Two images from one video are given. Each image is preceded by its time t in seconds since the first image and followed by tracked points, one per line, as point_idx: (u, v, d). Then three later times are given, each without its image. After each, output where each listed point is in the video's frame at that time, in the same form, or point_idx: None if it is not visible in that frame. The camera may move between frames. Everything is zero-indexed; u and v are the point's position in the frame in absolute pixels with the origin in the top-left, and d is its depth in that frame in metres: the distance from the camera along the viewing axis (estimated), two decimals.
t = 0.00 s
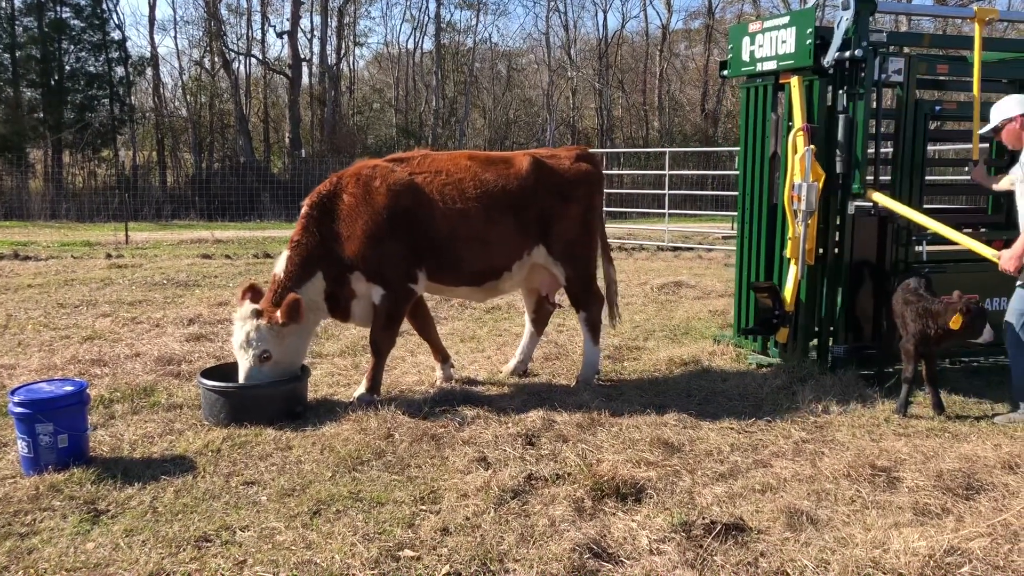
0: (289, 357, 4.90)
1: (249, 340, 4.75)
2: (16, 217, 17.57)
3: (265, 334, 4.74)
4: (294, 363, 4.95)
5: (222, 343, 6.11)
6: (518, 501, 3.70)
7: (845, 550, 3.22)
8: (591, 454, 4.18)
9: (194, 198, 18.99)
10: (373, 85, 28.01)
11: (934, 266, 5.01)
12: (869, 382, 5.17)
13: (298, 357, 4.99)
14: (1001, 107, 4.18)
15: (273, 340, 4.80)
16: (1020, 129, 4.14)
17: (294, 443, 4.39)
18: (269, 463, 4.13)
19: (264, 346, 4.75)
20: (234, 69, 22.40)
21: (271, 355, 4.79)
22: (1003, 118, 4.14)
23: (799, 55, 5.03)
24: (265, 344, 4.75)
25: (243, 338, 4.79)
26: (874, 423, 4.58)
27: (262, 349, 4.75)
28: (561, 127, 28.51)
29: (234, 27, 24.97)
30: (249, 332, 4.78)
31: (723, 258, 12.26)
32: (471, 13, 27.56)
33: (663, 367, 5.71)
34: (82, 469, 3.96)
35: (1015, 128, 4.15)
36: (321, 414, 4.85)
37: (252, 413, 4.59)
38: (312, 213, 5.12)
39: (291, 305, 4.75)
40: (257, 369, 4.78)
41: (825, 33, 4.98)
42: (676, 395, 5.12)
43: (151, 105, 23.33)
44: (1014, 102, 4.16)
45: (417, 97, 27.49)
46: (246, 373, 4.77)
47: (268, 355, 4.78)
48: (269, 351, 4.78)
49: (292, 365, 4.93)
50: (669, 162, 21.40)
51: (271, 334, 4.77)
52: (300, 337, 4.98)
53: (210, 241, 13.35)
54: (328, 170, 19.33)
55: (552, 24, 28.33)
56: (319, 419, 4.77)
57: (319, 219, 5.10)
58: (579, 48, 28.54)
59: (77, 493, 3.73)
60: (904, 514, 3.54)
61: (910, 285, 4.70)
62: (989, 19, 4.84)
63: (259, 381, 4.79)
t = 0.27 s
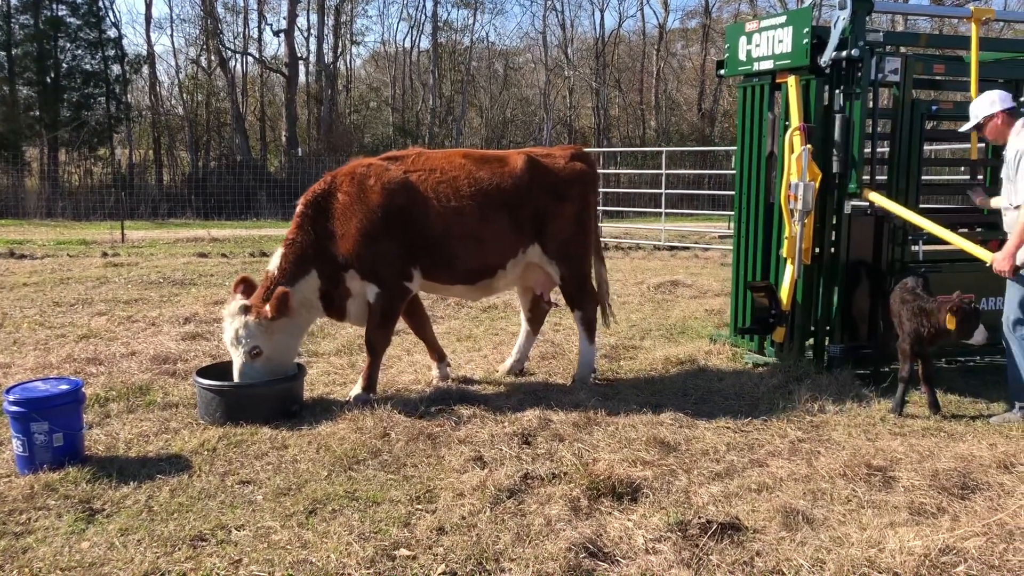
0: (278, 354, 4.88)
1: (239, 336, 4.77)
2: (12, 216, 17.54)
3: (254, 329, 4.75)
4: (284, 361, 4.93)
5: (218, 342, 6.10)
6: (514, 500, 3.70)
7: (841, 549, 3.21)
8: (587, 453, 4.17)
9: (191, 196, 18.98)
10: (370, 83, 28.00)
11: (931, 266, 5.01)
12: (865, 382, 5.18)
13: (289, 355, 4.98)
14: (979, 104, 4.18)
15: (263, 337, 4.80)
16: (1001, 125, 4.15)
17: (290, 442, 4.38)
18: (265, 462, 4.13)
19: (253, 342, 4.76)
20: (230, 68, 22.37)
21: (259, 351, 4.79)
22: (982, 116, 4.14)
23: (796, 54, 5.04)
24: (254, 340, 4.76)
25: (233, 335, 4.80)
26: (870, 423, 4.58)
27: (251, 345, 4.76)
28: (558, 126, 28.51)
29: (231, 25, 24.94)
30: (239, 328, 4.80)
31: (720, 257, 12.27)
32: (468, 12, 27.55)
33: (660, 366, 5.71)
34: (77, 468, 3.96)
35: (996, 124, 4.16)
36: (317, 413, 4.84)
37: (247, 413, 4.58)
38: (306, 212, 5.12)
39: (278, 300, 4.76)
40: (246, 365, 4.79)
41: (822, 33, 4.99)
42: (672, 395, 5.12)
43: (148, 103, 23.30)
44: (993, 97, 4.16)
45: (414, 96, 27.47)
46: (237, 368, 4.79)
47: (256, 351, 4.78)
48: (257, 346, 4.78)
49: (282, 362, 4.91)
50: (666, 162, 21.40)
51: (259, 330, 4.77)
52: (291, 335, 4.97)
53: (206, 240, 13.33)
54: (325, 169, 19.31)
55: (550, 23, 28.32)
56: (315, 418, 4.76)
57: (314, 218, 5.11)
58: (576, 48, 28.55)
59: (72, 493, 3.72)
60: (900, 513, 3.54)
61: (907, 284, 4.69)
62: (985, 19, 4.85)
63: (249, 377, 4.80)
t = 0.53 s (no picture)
0: (262, 354, 4.88)
1: (225, 334, 4.79)
2: (7, 216, 17.50)
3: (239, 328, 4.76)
4: (268, 361, 4.93)
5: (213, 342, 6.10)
6: (510, 500, 3.70)
7: (837, 548, 3.22)
8: (583, 452, 4.17)
9: (186, 196, 18.97)
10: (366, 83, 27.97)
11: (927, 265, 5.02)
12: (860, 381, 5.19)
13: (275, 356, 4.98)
14: (949, 116, 4.22)
15: (249, 337, 4.81)
16: (972, 135, 4.19)
17: (286, 441, 4.38)
18: (261, 462, 4.12)
19: (237, 341, 4.77)
20: (226, 67, 22.34)
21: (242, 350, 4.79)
22: (954, 127, 4.19)
23: (791, 54, 5.04)
24: (238, 339, 4.77)
25: (222, 329, 4.84)
26: (866, 422, 4.59)
27: (236, 344, 4.77)
28: (555, 126, 28.50)
29: (227, 24, 24.91)
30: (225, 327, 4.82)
31: (715, 257, 12.28)
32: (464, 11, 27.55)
33: (656, 365, 5.71)
34: (72, 468, 3.95)
35: (967, 135, 4.20)
36: (313, 413, 4.84)
37: (243, 413, 4.58)
38: (300, 212, 5.12)
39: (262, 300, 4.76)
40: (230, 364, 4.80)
41: (817, 32, 4.99)
42: (669, 394, 5.12)
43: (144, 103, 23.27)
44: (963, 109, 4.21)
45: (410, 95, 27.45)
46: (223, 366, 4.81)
47: (241, 350, 4.79)
48: (242, 345, 4.79)
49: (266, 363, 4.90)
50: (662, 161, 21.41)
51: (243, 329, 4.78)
52: (279, 334, 4.97)
53: (202, 239, 13.31)
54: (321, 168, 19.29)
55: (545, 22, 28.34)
56: (311, 418, 4.76)
57: (308, 218, 5.10)
58: (572, 47, 28.56)
59: (67, 493, 3.71)
60: (895, 512, 3.55)
61: (903, 282, 4.67)
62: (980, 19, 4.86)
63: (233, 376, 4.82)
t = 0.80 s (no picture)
0: (259, 352, 4.90)
1: (220, 337, 4.86)
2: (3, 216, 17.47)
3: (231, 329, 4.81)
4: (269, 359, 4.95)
5: (210, 342, 6.09)
6: (507, 499, 3.70)
7: (834, 547, 3.21)
8: (580, 451, 4.17)
9: (183, 196, 18.97)
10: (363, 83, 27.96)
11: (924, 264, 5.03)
12: (857, 379, 5.20)
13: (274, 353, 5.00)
14: (926, 128, 4.19)
15: (243, 337, 4.85)
16: (949, 145, 4.18)
17: (283, 441, 4.37)
18: (258, 462, 4.12)
19: (231, 342, 4.82)
20: (222, 67, 22.32)
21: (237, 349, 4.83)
22: (933, 139, 4.16)
23: (788, 52, 5.05)
24: (232, 340, 4.82)
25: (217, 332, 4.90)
26: (863, 420, 4.59)
27: (230, 345, 4.82)
28: (552, 125, 28.48)
29: (223, 24, 24.88)
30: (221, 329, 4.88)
31: (712, 256, 12.28)
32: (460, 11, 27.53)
33: (653, 364, 5.72)
34: (70, 469, 3.95)
35: (944, 145, 4.19)
36: (310, 412, 4.84)
37: (240, 413, 4.57)
38: (295, 212, 5.11)
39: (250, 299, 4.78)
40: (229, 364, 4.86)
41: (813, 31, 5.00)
42: (666, 393, 5.12)
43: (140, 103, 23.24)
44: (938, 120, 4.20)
45: (407, 95, 27.44)
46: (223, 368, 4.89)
47: (236, 351, 4.83)
48: (236, 346, 4.83)
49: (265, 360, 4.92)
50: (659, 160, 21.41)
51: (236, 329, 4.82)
52: (275, 333, 4.98)
53: (199, 239, 13.29)
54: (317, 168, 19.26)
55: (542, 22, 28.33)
56: (308, 418, 4.76)
57: (302, 218, 5.10)
58: (568, 46, 28.54)
59: (64, 493, 3.71)
60: (892, 510, 3.55)
61: (901, 279, 4.68)
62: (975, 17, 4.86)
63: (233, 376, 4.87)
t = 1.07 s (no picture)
0: (260, 352, 4.91)
1: (220, 339, 4.86)
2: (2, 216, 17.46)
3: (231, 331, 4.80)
4: (269, 358, 4.96)
5: (209, 342, 6.08)
6: (506, 498, 3.70)
7: (833, 545, 3.21)
8: (580, 450, 4.17)
9: (182, 196, 18.97)
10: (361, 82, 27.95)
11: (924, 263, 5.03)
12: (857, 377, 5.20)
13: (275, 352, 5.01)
14: (912, 132, 4.23)
15: (243, 338, 4.85)
16: (935, 149, 4.21)
17: (282, 441, 4.37)
18: (256, 462, 4.11)
19: (232, 343, 4.82)
20: (221, 66, 22.31)
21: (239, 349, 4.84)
22: (918, 142, 4.20)
23: (786, 51, 5.05)
24: (232, 341, 4.82)
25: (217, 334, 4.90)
26: (862, 418, 4.59)
27: (231, 346, 4.82)
28: (550, 124, 28.47)
29: (222, 24, 24.87)
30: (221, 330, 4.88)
31: (711, 255, 12.28)
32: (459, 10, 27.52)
33: (652, 363, 5.72)
34: (68, 469, 3.94)
35: (930, 148, 4.22)
36: (309, 412, 4.84)
37: (238, 413, 4.57)
38: (291, 212, 5.11)
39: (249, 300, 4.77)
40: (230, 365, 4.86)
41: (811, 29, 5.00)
42: (665, 391, 5.12)
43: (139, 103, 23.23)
44: (923, 125, 4.24)
45: (405, 95, 27.43)
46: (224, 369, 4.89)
47: (236, 352, 4.83)
48: (237, 347, 4.83)
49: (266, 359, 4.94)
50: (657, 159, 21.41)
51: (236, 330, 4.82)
52: (274, 332, 4.99)
53: (197, 239, 13.29)
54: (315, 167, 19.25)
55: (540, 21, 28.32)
56: (307, 417, 4.76)
57: (299, 217, 5.09)
58: (567, 45, 28.53)
59: (63, 493, 3.71)
60: (892, 508, 3.55)
61: (903, 279, 4.67)
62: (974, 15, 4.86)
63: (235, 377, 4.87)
